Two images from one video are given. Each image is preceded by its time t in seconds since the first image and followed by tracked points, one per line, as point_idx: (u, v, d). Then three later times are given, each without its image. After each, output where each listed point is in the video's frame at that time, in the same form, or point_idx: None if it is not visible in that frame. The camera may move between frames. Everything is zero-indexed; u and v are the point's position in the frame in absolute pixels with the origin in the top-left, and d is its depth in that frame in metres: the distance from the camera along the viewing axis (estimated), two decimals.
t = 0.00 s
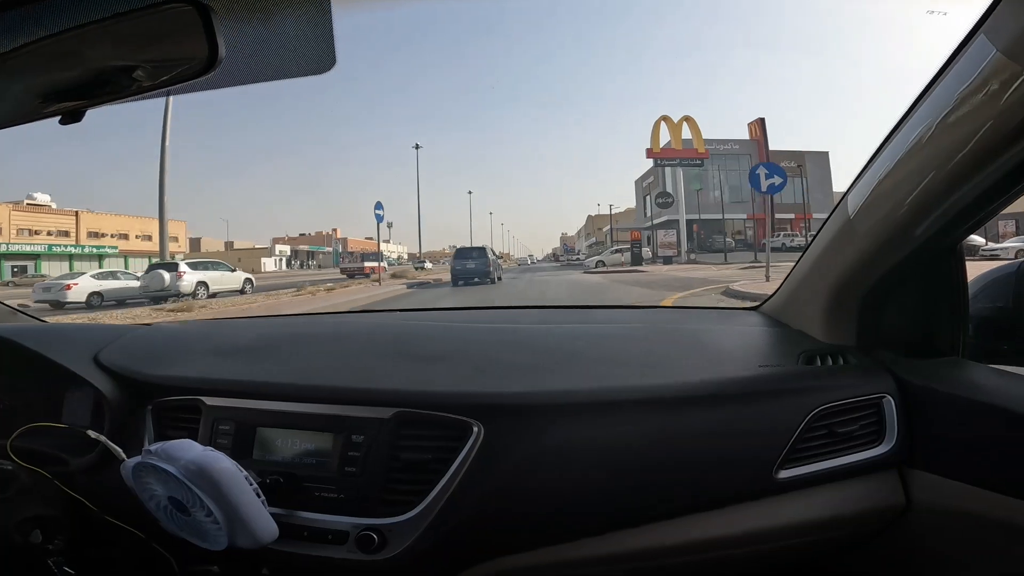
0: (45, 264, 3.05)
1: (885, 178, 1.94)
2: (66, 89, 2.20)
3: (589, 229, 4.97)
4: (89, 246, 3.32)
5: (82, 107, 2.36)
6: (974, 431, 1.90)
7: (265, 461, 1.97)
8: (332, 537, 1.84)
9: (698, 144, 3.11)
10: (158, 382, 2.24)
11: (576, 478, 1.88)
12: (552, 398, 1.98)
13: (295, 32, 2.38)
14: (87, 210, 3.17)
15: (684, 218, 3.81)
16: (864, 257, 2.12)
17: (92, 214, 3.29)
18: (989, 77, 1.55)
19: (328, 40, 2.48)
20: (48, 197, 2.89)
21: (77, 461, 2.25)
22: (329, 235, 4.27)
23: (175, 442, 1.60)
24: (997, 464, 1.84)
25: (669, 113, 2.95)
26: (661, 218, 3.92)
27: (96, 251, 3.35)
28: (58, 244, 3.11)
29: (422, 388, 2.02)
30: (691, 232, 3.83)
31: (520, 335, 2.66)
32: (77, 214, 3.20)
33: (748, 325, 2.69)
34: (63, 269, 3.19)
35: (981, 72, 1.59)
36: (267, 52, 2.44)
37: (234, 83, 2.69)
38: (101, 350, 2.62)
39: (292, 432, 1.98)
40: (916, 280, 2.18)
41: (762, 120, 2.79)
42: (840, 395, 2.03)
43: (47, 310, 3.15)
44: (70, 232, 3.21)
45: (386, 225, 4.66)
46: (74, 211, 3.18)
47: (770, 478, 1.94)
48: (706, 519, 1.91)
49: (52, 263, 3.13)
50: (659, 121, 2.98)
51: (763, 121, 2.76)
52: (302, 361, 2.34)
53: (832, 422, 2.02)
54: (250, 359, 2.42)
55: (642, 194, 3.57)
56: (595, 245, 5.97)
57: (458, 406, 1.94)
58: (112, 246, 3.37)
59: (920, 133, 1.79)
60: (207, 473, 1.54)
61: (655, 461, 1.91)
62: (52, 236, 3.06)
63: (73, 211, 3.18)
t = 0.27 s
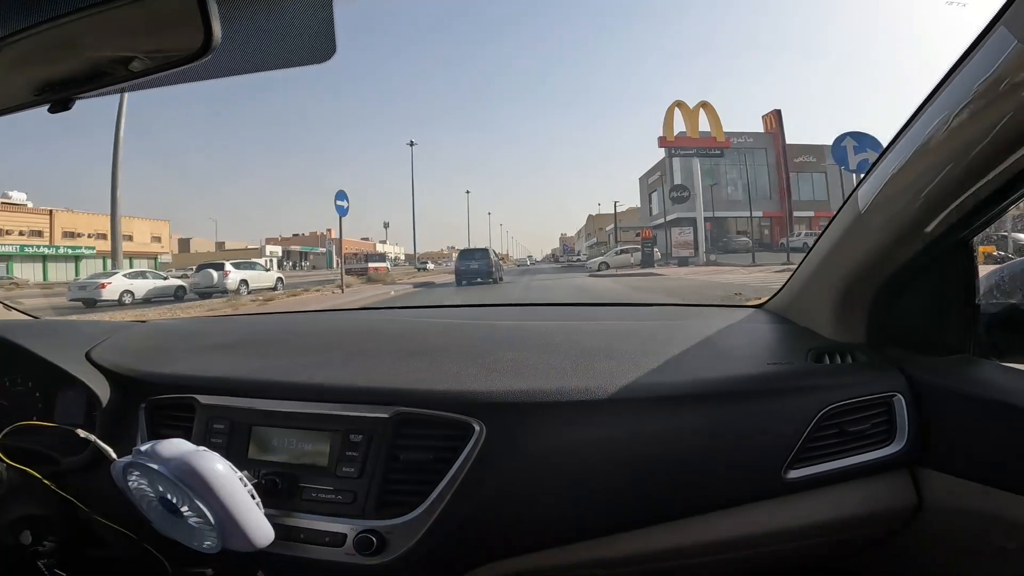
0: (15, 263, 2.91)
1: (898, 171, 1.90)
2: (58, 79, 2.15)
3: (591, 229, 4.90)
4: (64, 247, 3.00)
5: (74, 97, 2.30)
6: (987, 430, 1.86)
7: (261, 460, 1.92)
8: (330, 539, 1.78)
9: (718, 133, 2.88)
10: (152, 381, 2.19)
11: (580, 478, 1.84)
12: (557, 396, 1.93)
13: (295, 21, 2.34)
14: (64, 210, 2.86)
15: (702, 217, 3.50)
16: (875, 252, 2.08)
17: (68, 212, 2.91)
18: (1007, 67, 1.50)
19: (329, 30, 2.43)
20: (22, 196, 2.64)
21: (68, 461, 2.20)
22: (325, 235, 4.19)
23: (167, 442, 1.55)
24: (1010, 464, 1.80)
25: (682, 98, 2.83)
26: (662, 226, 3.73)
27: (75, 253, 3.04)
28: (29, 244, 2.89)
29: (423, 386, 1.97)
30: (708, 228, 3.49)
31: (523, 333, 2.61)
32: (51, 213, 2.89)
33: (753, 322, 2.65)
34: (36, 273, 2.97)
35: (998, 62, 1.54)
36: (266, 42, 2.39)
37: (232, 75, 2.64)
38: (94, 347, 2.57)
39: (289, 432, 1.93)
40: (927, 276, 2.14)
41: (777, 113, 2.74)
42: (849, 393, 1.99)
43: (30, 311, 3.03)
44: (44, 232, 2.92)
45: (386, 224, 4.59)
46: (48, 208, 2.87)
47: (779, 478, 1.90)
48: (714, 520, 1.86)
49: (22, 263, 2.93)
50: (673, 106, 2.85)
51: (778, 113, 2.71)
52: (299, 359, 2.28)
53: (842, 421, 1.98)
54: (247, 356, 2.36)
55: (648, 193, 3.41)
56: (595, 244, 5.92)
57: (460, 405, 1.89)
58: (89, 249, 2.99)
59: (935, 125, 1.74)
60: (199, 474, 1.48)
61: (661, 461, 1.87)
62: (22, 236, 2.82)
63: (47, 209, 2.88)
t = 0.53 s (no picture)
0: None
1: (896, 170, 1.90)
2: (55, 78, 2.14)
3: (592, 229, 4.89)
4: (37, 247, 2.82)
5: (72, 97, 2.29)
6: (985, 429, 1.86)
7: (260, 460, 1.91)
8: (328, 539, 1.78)
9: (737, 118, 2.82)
10: (150, 380, 2.18)
11: (580, 477, 1.83)
12: (555, 395, 1.93)
13: (293, 21, 2.33)
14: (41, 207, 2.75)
15: (722, 212, 3.43)
16: (874, 252, 2.08)
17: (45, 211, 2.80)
18: (1006, 66, 1.50)
19: (327, 30, 2.42)
20: None
21: (65, 461, 2.19)
22: (320, 235, 4.14)
23: (165, 442, 1.54)
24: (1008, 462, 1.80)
25: (702, 81, 2.83)
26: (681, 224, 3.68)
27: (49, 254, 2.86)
28: None
29: (422, 386, 1.97)
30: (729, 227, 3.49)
31: (522, 332, 2.61)
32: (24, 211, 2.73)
33: (752, 321, 2.65)
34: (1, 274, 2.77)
35: (998, 60, 1.53)
36: (264, 41, 2.38)
37: (230, 75, 2.63)
38: (91, 347, 2.56)
39: (287, 431, 1.92)
40: (924, 275, 2.15)
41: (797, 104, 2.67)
42: (848, 392, 1.99)
43: (23, 310, 2.99)
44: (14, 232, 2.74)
45: (381, 225, 4.55)
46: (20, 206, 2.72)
47: (778, 477, 1.90)
48: (712, 520, 1.86)
49: None
50: (690, 89, 2.85)
51: (797, 104, 2.64)
52: (298, 359, 2.28)
53: (841, 420, 1.98)
54: (246, 356, 2.36)
55: (655, 190, 3.43)
56: (595, 244, 5.92)
57: (459, 404, 1.88)
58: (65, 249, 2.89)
59: (933, 124, 1.75)
60: (198, 473, 1.48)
61: (660, 460, 1.86)
62: None
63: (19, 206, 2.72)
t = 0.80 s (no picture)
0: None
1: (890, 173, 1.92)
2: (56, 84, 2.15)
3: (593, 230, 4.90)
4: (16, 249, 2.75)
5: (73, 102, 2.30)
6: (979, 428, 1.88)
7: (262, 463, 1.93)
8: (331, 541, 1.80)
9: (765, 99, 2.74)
10: (152, 384, 2.20)
11: (579, 478, 1.85)
12: (555, 397, 1.94)
13: (293, 26, 2.35)
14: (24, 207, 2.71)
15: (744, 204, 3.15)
16: (868, 253, 2.10)
17: (19, 211, 2.71)
18: (996, 69, 1.52)
19: (327, 34, 2.44)
20: None
21: (68, 464, 2.20)
22: (314, 236, 4.13)
23: (168, 446, 1.55)
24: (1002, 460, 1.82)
25: (727, 60, 2.74)
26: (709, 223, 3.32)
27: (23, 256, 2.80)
28: None
29: (423, 389, 1.99)
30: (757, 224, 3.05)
31: (522, 335, 2.63)
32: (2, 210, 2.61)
33: (750, 322, 2.67)
34: None
35: (988, 63, 1.55)
36: (264, 46, 2.39)
37: (229, 79, 2.64)
38: (92, 351, 2.57)
39: (289, 434, 1.94)
40: (919, 275, 2.17)
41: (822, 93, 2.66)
42: (845, 392, 2.01)
43: (23, 314, 3.00)
44: None
45: (374, 226, 4.56)
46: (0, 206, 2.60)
47: (776, 477, 1.91)
48: (711, 519, 1.88)
49: None
50: (714, 67, 2.74)
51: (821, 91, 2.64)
52: (299, 362, 2.29)
53: (838, 420, 2.00)
54: (247, 360, 2.37)
55: (663, 185, 3.40)
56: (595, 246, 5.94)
57: (460, 406, 1.90)
58: (40, 250, 2.84)
59: (925, 126, 1.77)
60: (201, 476, 1.49)
61: (659, 461, 1.88)
62: None
63: None
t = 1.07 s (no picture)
0: None
1: (885, 174, 1.92)
2: (50, 88, 2.15)
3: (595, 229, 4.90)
4: None
5: (68, 106, 2.30)
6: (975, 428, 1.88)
7: (259, 467, 1.92)
8: (329, 544, 1.79)
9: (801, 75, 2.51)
10: (148, 388, 2.19)
11: (576, 480, 1.85)
12: (551, 400, 1.94)
13: (289, 29, 2.35)
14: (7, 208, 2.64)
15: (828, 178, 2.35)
16: (865, 254, 2.10)
17: None
18: (990, 70, 1.52)
19: (323, 36, 2.44)
20: None
21: (64, 467, 2.20)
22: (308, 236, 4.11)
23: (164, 450, 1.55)
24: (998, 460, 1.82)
25: (763, 31, 2.53)
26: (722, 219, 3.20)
27: None
28: None
29: (420, 392, 1.99)
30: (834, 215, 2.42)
31: (520, 337, 2.63)
32: None
33: (748, 324, 2.67)
34: None
35: (982, 65, 1.55)
36: (260, 49, 2.39)
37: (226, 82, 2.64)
38: (89, 355, 2.57)
39: (286, 437, 1.93)
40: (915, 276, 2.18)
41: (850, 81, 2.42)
42: (842, 394, 2.01)
43: (19, 317, 2.99)
44: None
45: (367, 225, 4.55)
46: None
47: (773, 479, 1.91)
48: (708, 521, 1.88)
49: None
50: (748, 39, 2.54)
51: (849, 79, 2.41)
52: (295, 365, 2.29)
53: (836, 422, 2.00)
54: (244, 363, 2.37)
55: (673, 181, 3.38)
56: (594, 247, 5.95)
57: (457, 409, 1.90)
58: (13, 250, 2.78)
59: (920, 128, 1.77)
60: (197, 480, 1.49)
61: (656, 463, 1.88)
62: None
63: None
